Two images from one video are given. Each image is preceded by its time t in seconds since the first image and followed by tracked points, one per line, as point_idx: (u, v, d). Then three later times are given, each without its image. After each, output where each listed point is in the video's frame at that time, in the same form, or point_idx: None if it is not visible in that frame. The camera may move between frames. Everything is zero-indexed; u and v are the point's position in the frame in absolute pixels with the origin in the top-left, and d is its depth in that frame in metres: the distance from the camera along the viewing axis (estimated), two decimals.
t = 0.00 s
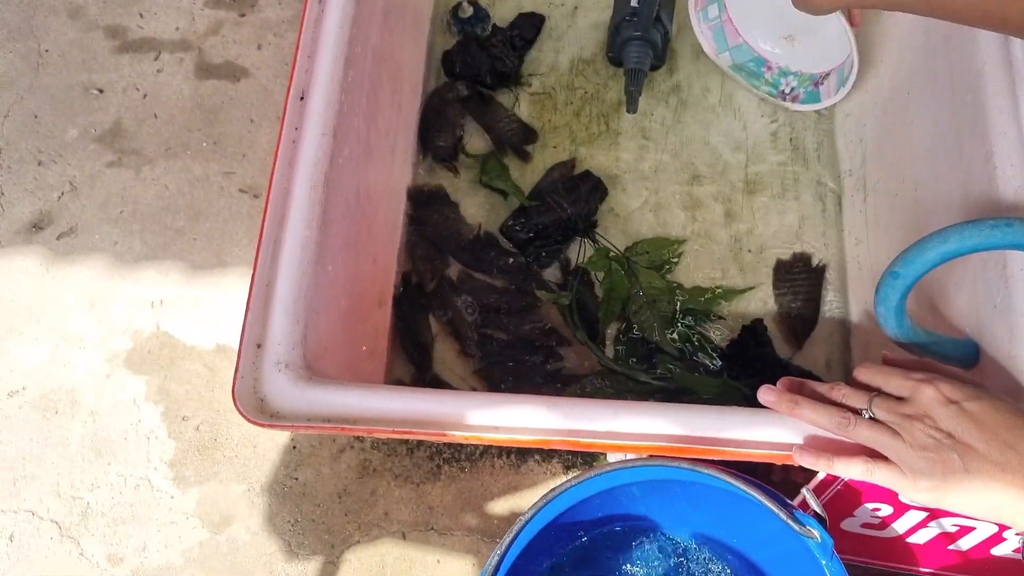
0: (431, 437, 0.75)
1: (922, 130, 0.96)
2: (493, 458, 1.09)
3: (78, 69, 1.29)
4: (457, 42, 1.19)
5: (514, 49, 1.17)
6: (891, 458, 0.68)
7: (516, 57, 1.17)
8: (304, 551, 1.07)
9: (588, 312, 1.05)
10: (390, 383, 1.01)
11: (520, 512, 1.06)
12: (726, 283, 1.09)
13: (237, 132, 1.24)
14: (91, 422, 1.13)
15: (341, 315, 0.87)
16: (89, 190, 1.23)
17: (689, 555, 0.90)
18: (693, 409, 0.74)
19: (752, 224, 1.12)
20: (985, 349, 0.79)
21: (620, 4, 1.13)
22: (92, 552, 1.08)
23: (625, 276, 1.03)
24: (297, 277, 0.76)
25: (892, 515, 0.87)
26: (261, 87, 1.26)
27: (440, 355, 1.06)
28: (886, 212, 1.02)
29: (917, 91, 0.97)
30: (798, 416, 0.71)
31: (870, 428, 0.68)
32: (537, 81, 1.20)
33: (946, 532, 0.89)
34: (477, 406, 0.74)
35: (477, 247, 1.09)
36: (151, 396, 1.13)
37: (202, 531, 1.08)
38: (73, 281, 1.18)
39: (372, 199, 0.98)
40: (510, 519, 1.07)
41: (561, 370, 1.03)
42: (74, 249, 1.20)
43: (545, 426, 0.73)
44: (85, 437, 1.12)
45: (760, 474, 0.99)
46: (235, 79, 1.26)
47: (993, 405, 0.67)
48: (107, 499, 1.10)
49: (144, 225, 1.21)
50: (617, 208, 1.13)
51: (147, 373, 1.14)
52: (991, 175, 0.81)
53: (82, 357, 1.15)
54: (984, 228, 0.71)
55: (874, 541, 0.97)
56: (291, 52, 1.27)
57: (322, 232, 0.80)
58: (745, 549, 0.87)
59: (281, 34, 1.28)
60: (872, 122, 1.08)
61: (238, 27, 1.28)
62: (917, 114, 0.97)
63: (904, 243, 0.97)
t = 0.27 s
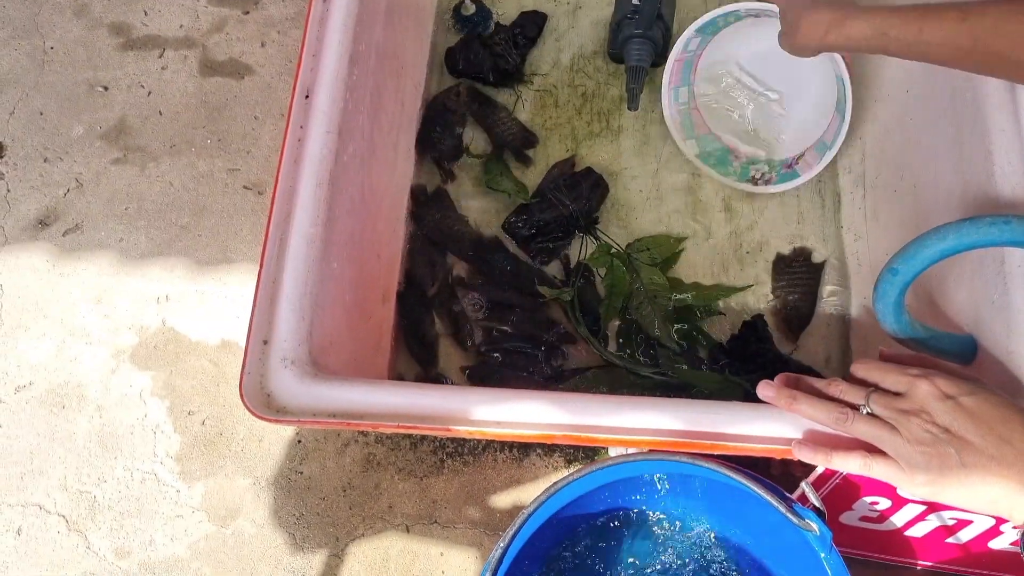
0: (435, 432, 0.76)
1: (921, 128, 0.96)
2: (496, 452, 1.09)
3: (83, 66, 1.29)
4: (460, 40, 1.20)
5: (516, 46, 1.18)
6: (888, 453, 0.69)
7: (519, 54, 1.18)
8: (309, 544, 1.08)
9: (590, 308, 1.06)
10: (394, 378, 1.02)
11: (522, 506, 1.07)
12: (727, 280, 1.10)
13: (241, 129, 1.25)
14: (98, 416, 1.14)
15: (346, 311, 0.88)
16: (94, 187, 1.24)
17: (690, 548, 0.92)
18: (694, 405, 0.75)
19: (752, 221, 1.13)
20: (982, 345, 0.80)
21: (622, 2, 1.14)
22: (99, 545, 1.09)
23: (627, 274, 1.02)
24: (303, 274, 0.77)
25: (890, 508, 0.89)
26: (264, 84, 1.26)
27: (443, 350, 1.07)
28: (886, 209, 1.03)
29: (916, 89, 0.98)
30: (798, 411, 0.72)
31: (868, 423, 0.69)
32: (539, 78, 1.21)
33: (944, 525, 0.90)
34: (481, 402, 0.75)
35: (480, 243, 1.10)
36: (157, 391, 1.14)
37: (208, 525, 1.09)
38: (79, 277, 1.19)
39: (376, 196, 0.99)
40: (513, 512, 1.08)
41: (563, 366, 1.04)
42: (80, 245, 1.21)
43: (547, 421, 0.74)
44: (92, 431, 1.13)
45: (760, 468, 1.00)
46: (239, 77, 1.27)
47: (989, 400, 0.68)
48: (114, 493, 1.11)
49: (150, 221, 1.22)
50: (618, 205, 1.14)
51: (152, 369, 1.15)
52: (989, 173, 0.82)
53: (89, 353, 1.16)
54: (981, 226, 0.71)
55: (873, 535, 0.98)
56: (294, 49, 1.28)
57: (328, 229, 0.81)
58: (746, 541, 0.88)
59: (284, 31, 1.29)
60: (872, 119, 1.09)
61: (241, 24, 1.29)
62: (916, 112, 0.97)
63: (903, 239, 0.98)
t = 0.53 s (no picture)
0: (432, 431, 0.76)
1: (918, 126, 0.96)
2: (493, 450, 1.10)
3: (81, 64, 1.30)
4: (458, 38, 1.20)
5: (515, 45, 1.18)
6: (882, 452, 0.69)
7: (516, 53, 1.18)
8: (306, 541, 1.08)
9: (587, 306, 1.06)
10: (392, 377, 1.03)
11: (519, 504, 1.08)
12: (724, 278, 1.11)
13: (239, 127, 1.25)
14: (96, 414, 1.14)
15: (343, 310, 0.88)
16: (93, 185, 1.24)
17: (686, 546, 0.92)
18: (690, 404, 0.75)
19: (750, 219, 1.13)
20: (978, 345, 0.80)
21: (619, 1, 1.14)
22: (97, 543, 1.10)
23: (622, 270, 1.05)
24: (300, 274, 0.78)
25: (885, 506, 0.89)
26: (262, 82, 1.26)
27: (441, 349, 1.07)
28: (882, 208, 1.03)
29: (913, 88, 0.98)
30: (791, 411, 0.72)
31: (863, 423, 0.70)
32: (536, 77, 1.21)
33: (939, 523, 0.91)
34: (478, 401, 0.76)
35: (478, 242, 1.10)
36: (155, 389, 1.14)
37: (207, 522, 1.10)
38: (77, 276, 1.19)
39: (373, 195, 0.99)
40: (510, 510, 1.08)
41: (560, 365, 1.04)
42: (78, 243, 1.21)
43: (543, 420, 0.75)
44: (91, 429, 1.14)
45: (756, 466, 1.00)
46: (237, 75, 1.27)
47: (983, 400, 0.68)
48: (113, 491, 1.12)
49: (148, 220, 1.22)
50: (615, 203, 1.14)
51: (151, 367, 1.15)
52: (985, 173, 0.82)
53: (87, 351, 1.16)
54: (976, 227, 0.72)
55: (869, 533, 0.99)
56: (292, 47, 1.28)
57: (325, 228, 0.81)
58: (742, 540, 0.89)
59: (282, 29, 1.29)
60: (869, 118, 1.09)
61: (240, 22, 1.29)
62: (913, 111, 0.98)
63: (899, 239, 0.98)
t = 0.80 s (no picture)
0: (439, 423, 0.76)
1: (924, 119, 0.96)
2: (498, 443, 1.10)
3: (85, 57, 1.29)
4: (462, 31, 1.20)
5: (519, 38, 1.18)
6: (891, 444, 0.69)
7: (521, 46, 1.18)
8: (312, 534, 1.08)
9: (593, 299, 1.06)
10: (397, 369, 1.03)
11: (524, 497, 1.08)
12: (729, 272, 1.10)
13: (244, 120, 1.25)
14: (101, 407, 1.14)
15: (349, 303, 0.88)
16: (97, 178, 1.24)
17: (692, 539, 0.92)
18: (697, 397, 0.75)
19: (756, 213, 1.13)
20: (985, 338, 0.80)
21: None
22: (102, 535, 1.10)
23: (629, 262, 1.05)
24: (307, 266, 0.77)
25: (891, 500, 0.89)
26: (267, 75, 1.26)
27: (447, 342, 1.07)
28: (888, 201, 1.03)
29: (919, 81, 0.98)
30: (801, 403, 0.72)
31: (871, 415, 0.70)
32: (541, 70, 1.21)
33: (945, 517, 0.91)
34: (485, 393, 0.76)
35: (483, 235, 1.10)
36: (160, 382, 1.14)
37: (212, 515, 1.10)
38: (82, 269, 1.19)
39: (378, 188, 0.99)
40: (515, 504, 1.09)
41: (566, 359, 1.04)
42: (83, 236, 1.21)
43: (551, 412, 0.75)
44: (96, 422, 1.14)
45: (762, 460, 1.00)
46: (241, 68, 1.27)
47: (991, 392, 0.68)
48: (118, 484, 1.12)
49: (152, 213, 1.22)
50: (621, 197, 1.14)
51: (155, 360, 1.15)
52: (993, 165, 0.82)
53: (92, 344, 1.16)
54: (985, 218, 0.72)
55: (874, 526, 0.99)
56: (296, 40, 1.27)
57: (331, 221, 0.81)
58: (748, 533, 0.89)
59: (286, 22, 1.28)
60: (874, 112, 1.09)
61: (243, 15, 1.29)
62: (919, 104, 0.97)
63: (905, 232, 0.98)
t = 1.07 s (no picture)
0: (446, 418, 0.77)
1: (929, 115, 0.96)
2: (503, 439, 1.10)
3: (89, 53, 1.29)
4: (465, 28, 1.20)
5: (523, 33, 1.17)
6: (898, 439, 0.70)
7: (525, 42, 1.17)
8: (317, 529, 1.09)
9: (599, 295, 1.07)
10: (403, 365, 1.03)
11: (529, 493, 1.08)
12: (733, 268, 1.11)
13: (248, 117, 1.25)
14: (107, 402, 1.15)
15: (356, 299, 0.88)
16: (102, 174, 1.24)
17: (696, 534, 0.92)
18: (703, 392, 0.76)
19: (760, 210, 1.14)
20: (989, 333, 0.80)
21: None
22: (110, 530, 1.11)
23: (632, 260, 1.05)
24: (314, 262, 0.78)
25: (895, 495, 0.90)
26: (271, 71, 1.26)
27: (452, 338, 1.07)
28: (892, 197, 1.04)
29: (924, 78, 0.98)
30: (807, 399, 0.71)
31: (877, 410, 0.70)
32: (545, 66, 1.21)
33: (949, 512, 0.91)
34: (491, 389, 0.76)
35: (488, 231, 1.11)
36: (166, 378, 1.15)
37: (218, 510, 1.10)
38: (87, 265, 1.20)
39: (384, 185, 0.99)
40: (520, 499, 1.09)
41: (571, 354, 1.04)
42: (88, 233, 1.21)
43: (557, 408, 0.75)
44: (102, 417, 1.14)
45: (766, 455, 1.01)
46: (245, 64, 1.27)
47: (995, 387, 0.69)
48: (124, 479, 1.12)
49: (158, 209, 1.22)
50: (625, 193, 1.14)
51: (161, 356, 1.15)
52: (997, 162, 0.82)
53: (98, 340, 1.17)
54: (990, 214, 0.72)
55: (877, 521, 0.99)
56: (300, 36, 1.28)
57: (338, 217, 0.82)
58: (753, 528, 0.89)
59: (290, 18, 1.28)
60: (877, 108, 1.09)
61: (247, 11, 1.29)
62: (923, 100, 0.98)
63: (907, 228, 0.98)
